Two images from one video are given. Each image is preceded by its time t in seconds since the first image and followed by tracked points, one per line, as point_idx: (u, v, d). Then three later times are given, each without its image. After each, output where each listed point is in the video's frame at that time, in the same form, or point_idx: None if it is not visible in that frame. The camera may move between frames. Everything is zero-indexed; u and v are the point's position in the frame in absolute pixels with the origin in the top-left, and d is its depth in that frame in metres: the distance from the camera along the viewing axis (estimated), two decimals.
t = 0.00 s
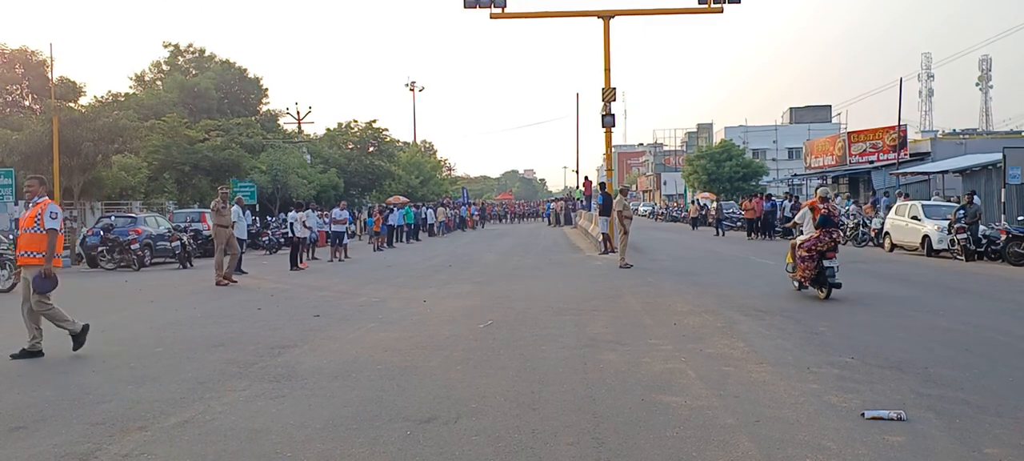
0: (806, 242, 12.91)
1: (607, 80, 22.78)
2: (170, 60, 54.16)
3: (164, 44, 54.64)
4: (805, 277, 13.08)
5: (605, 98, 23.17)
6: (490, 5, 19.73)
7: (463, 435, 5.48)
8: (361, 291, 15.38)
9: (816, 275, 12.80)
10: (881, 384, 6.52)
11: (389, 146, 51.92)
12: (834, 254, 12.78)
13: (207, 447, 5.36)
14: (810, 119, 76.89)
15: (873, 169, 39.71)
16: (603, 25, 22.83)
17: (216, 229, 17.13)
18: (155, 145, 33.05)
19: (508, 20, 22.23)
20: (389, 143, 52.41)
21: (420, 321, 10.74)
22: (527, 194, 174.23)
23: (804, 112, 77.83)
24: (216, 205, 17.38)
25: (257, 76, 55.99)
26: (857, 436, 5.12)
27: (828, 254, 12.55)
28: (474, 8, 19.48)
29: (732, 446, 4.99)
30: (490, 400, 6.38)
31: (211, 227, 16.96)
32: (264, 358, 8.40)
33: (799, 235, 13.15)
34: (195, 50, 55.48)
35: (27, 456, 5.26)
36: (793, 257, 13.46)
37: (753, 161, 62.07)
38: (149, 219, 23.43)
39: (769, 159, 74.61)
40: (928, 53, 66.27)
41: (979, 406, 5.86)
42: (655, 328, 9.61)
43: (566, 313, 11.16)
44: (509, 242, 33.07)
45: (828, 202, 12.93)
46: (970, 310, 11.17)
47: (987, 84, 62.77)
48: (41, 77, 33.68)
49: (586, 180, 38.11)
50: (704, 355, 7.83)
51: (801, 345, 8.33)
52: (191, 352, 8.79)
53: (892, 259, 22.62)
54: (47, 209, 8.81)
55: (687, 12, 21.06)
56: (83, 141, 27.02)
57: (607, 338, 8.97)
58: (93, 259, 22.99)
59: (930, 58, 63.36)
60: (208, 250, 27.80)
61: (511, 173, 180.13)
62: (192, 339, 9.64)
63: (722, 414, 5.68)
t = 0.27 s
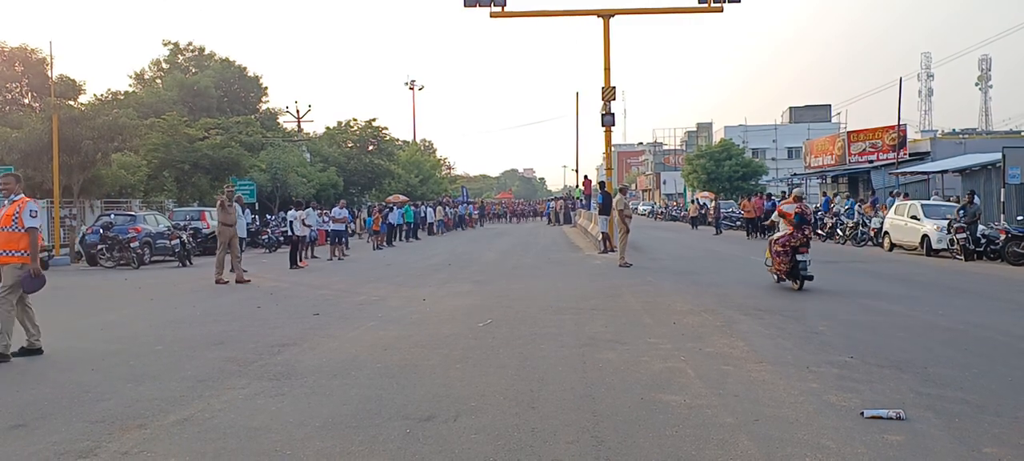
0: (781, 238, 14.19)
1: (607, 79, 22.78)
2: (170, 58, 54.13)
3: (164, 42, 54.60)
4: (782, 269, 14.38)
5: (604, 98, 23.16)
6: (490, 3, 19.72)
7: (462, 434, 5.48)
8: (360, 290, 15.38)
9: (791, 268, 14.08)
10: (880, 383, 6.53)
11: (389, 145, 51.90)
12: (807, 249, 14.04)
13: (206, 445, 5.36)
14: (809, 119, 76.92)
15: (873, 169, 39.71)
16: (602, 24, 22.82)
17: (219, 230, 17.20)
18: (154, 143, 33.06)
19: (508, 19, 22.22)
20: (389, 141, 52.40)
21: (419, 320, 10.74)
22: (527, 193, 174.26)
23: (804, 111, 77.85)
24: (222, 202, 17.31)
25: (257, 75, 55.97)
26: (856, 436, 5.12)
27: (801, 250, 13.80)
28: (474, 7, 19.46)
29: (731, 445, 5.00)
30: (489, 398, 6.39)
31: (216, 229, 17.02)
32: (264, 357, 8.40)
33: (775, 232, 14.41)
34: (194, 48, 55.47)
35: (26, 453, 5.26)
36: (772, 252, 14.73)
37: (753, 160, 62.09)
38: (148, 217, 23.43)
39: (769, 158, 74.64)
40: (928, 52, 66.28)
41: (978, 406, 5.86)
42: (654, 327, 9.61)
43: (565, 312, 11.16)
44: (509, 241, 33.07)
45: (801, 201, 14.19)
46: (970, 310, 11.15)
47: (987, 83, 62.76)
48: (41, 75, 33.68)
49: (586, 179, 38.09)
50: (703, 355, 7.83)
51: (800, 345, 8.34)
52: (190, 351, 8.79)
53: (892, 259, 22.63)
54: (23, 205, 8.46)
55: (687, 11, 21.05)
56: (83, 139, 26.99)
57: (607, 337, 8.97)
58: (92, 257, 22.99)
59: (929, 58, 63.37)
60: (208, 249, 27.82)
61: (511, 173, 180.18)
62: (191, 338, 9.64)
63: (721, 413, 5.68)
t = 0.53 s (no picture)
0: (760, 236, 15.32)
1: (606, 79, 22.77)
2: (169, 58, 54.10)
3: (163, 42, 54.56)
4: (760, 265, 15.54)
5: (604, 98, 23.16)
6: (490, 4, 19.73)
7: (461, 433, 5.48)
8: (360, 290, 15.37)
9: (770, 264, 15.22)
10: (880, 384, 6.52)
11: (388, 145, 51.89)
12: (784, 246, 15.16)
13: (205, 446, 5.35)
14: (808, 120, 76.97)
15: (873, 169, 39.72)
16: (602, 24, 22.82)
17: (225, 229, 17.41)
18: (154, 142, 33.06)
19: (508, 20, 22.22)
20: (388, 141, 52.41)
21: (419, 320, 10.74)
22: (526, 193, 174.21)
23: (803, 112, 77.90)
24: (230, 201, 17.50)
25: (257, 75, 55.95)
26: (856, 436, 5.11)
27: (779, 247, 14.86)
28: (474, 7, 19.46)
29: (731, 446, 4.99)
30: (488, 398, 6.38)
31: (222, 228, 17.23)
32: (264, 357, 8.39)
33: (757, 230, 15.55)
34: (194, 48, 55.48)
35: (24, 453, 5.25)
36: (753, 250, 15.87)
37: (752, 161, 62.14)
38: (148, 217, 23.44)
39: (768, 159, 74.70)
40: (927, 53, 66.32)
41: (977, 407, 5.86)
42: (654, 328, 9.60)
43: (565, 312, 11.15)
44: (508, 241, 33.07)
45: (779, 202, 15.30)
46: (971, 311, 11.14)
47: (987, 84, 62.77)
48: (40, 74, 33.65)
49: (585, 180, 38.08)
50: (703, 355, 7.82)
51: (799, 345, 8.34)
52: (190, 350, 8.79)
53: (891, 259, 22.63)
54: None
55: (686, 11, 21.05)
56: (82, 139, 26.98)
57: (607, 338, 8.97)
58: (92, 257, 22.98)
59: (929, 58, 63.44)
60: (207, 249, 27.82)
61: (510, 173, 180.31)
62: (191, 338, 9.63)
63: (721, 414, 5.67)
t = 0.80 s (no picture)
0: (743, 232, 16.42)
1: (606, 79, 22.77)
2: (168, 57, 54.10)
3: (162, 41, 54.57)
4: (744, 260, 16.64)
5: (603, 97, 23.16)
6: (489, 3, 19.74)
7: (461, 432, 5.48)
8: (359, 289, 15.37)
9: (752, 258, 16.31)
10: (878, 383, 6.53)
11: (388, 144, 51.90)
12: (766, 241, 16.25)
13: (205, 444, 5.35)
14: (807, 119, 77.02)
15: (872, 169, 39.76)
16: (601, 23, 22.84)
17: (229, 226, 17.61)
18: (153, 141, 33.05)
19: (507, 18, 22.26)
20: (388, 140, 52.40)
21: (418, 319, 10.74)
22: (525, 192, 174.19)
23: (802, 111, 77.93)
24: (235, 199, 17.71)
25: (256, 73, 55.93)
26: (855, 435, 5.12)
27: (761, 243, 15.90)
28: (473, 6, 19.47)
29: (730, 444, 4.99)
30: (488, 397, 6.38)
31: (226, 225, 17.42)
32: (262, 355, 8.39)
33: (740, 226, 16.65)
34: (193, 47, 55.46)
35: (23, 452, 5.25)
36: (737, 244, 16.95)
37: (751, 160, 62.19)
38: (147, 216, 23.44)
39: (767, 158, 74.75)
40: (927, 52, 66.33)
41: (975, 405, 5.87)
42: (654, 327, 9.60)
43: (564, 311, 11.15)
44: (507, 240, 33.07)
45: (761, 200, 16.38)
46: (970, 310, 11.15)
47: (986, 83, 62.78)
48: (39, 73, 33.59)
49: (585, 179, 38.09)
50: (702, 354, 7.82)
51: (798, 344, 8.35)
52: (189, 349, 8.78)
53: (890, 258, 22.65)
54: None
55: (686, 10, 21.06)
56: (81, 137, 26.97)
57: (606, 337, 8.97)
58: (91, 256, 22.79)
59: (928, 57, 63.51)
60: (207, 248, 27.81)
61: (510, 172, 180.32)
62: (190, 336, 9.62)
63: (719, 412, 5.67)
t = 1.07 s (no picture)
0: (729, 230, 17.49)
1: (606, 78, 22.77)
2: (169, 56, 54.12)
3: (163, 40, 54.59)
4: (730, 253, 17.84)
5: (604, 96, 23.16)
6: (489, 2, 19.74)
7: (461, 431, 5.49)
8: (359, 288, 15.38)
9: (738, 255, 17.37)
10: (878, 382, 6.54)
11: (388, 144, 51.91)
12: (751, 239, 17.29)
13: (206, 443, 5.35)
14: (808, 118, 77.02)
15: (872, 168, 39.78)
16: (602, 22, 22.85)
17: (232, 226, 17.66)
18: (153, 141, 33.08)
19: (508, 18, 22.27)
20: (388, 139, 52.38)
21: (419, 318, 10.74)
22: (526, 191, 174.15)
23: (803, 110, 77.92)
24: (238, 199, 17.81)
25: (256, 73, 55.92)
26: (855, 434, 5.13)
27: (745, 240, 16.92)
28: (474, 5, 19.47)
29: (730, 444, 5.00)
30: (489, 396, 6.39)
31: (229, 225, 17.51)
32: (263, 355, 8.40)
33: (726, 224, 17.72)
34: (194, 46, 55.46)
35: (24, 451, 5.25)
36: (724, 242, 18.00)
37: (751, 159, 62.22)
38: (148, 215, 23.48)
39: (768, 158, 74.75)
40: (928, 51, 66.33)
41: (975, 404, 5.88)
42: (654, 326, 9.60)
43: (564, 311, 11.16)
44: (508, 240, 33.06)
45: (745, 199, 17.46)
46: (970, 310, 11.16)
47: (988, 83, 62.73)
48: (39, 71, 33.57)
49: (585, 178, 38.07)
50: (702, 353, 7.83)
51: (798, 343, 8.35)
52: (190, 349, 8.79)
53: (890, 258, 22.66)
54: None
55: (686, 10, 21.07)
56: (82, 137, 27.00)
57: (606, 336, 8.98)
58: (91, 256, 22.94)
59: (929, 57, 63.53)
60: (207, 247, 27.83)
61: (510, 172, 180.28)
62: (190, 336, 9.63)
63: (720, 413, 5.67)
